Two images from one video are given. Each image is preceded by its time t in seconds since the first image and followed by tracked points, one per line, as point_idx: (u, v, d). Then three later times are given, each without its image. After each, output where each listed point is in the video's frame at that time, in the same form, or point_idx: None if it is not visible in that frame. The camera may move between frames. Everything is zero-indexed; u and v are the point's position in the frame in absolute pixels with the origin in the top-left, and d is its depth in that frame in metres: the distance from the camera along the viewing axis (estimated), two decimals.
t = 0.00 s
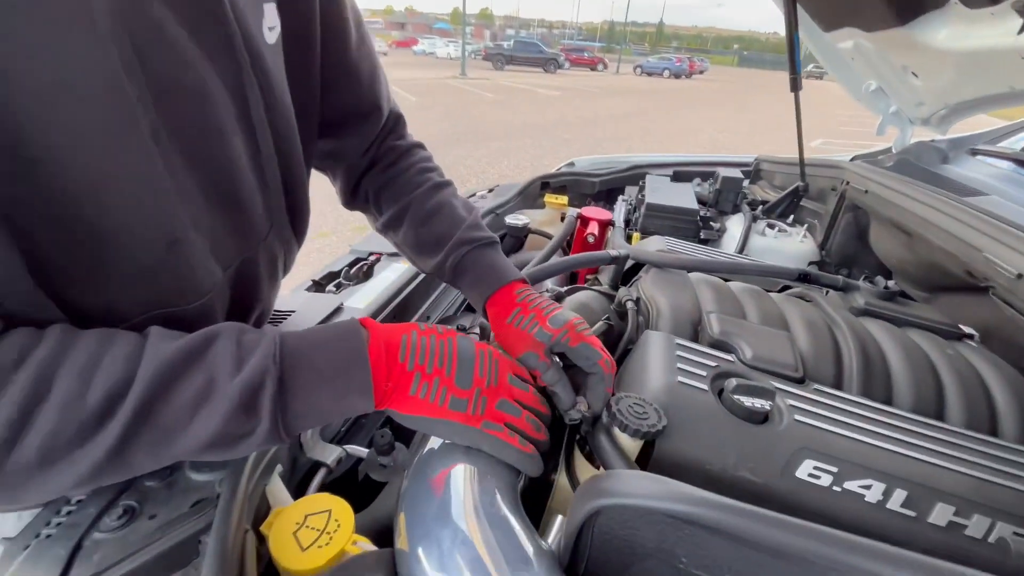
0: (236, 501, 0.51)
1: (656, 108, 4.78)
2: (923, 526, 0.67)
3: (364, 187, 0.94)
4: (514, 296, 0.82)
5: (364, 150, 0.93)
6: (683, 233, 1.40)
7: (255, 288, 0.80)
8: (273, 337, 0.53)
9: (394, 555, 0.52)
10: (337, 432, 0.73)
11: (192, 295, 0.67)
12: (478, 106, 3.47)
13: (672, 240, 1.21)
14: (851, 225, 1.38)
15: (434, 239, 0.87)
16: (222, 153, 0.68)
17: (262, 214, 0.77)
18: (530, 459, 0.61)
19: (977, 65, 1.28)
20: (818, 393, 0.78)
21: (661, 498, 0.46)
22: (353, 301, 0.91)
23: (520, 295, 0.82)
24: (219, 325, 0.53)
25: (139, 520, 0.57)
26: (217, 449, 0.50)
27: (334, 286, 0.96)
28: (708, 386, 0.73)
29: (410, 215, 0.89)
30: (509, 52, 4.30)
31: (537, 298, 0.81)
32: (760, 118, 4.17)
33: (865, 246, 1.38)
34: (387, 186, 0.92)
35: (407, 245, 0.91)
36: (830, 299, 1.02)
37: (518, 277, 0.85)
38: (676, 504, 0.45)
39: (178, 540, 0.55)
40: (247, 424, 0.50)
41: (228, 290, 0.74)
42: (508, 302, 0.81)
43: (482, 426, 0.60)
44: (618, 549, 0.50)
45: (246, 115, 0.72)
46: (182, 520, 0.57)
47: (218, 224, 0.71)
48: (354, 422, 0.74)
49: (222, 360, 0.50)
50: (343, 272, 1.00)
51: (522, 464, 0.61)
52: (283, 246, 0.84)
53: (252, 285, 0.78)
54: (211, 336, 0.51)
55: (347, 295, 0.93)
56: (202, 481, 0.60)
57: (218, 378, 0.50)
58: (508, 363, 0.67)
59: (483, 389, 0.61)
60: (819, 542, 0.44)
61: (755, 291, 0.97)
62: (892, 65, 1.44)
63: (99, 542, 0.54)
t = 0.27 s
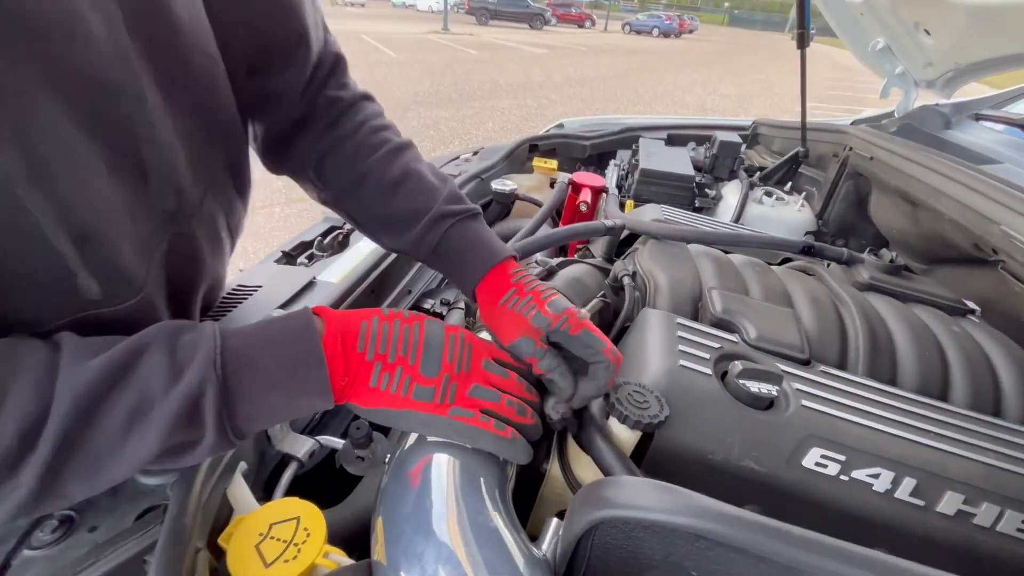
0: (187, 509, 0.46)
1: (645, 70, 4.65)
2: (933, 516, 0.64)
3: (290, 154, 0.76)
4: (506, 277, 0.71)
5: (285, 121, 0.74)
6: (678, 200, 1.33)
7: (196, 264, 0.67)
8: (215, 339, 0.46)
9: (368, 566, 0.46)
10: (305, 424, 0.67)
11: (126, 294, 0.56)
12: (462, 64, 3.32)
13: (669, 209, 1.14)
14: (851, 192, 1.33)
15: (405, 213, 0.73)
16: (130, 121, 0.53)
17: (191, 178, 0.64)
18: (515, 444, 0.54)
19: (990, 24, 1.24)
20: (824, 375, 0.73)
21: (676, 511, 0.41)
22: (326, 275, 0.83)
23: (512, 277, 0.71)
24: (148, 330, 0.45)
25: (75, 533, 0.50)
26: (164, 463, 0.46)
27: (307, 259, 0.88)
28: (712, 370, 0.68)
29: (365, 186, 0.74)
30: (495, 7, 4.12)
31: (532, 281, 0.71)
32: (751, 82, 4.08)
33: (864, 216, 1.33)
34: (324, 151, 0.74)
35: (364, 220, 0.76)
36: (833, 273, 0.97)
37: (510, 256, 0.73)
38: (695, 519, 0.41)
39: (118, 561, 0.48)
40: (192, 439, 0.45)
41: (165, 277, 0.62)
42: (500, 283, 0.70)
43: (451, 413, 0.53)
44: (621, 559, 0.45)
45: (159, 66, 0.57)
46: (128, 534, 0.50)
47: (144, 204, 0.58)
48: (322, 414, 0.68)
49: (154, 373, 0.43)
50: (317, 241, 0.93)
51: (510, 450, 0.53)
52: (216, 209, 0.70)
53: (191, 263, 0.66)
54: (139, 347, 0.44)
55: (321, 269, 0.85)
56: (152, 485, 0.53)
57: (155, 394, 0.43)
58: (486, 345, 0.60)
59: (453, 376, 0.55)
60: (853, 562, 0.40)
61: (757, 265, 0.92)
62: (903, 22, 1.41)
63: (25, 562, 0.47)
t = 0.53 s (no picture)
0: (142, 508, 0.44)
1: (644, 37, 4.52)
2: (921, 506, 0.62)
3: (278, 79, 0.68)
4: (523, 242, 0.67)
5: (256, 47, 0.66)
6: (674, 173, 1.29)
7: (131, 245, 0.58)
8: (152, 340, 0.43)
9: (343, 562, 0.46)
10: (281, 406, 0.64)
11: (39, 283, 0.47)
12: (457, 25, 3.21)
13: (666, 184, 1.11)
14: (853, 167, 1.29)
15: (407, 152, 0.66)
16: (8, 85, 0.44)
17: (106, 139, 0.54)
18: (496, 433, 0.52)
19: None
20: (819, 360, 0.70)
21: (663, 516, 0.39)
22: (305, 248, 0.80)
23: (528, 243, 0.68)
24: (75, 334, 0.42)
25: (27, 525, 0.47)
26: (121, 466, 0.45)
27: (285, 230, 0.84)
28: (704, 355, 0.65)
29: (359, 122, 0.67)
30: None
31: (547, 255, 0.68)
32: (753, 52, 3.98)
33: (864, 193, 1.30)
34: (314, 79, 0.67)
35: (364, 158, 0.69)
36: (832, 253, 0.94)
37: (524, 215, 0.68)
38: (682, 525, 0.39)
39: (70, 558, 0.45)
40: (142, 441, 0.44)
41: (94, 265, 0.54)
42: (516, 246, 0.67)
43: (430, 406, 0.51)
44: (601, 557, 0.44)
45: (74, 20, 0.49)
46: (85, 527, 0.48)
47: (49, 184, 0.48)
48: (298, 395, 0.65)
49: (87, 381, 0.42)
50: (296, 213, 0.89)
51: (489, 441, 0.52)
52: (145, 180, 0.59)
53: (127, 244, 0.57)
54: (67, 354, 0.41)
55: (299, 242, 0.81)
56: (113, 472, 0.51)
57: (89, 403, 0.42)
58: (467, 332, 0.58)
59: (431, 366, 0.52)
60: (851, 573, 0.38)
61: (755, 244, 0.89)
62: None
63: None
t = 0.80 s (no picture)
0: (148, 482, 0.46)
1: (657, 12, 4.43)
2: (900, 493, 0.64)
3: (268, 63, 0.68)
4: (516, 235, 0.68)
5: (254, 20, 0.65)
6: (679, 157, 1.29)
7: (124, 221, 0.61)
8: (158, 327, 0.45)
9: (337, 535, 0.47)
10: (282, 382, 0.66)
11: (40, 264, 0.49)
12: None
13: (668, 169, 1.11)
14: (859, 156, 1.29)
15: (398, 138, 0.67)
16: None
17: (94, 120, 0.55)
18: (487, 414, 0.55)
19: None
20: (810, 350, 0.72)
21: (644, 498, 0.41)
22: (306, 228, 0.82)
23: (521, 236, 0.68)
24: (84, 322, 0.44)
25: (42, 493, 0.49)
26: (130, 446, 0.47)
27: (288, 209, 0.87)
28: (696, 343, 0.67)
29: (349, 105, 0.67)
30: None
31: (540, 249, 0.68)
32: (767, 29, 3.90)
33: (869, 182, 1.29)
34: (302, 61, 0.67)
35: (357, 144, 0.70)
36: (832, 244, 0.95)
37: (519, 207, 0.69)
38: (662, 507, 0.40)
39: (85, 523, 0.48)
40: (150, 423, 0.46)
41: (91, 240, 0.56)
42: (508, 239, 0.67)
43: (423, 387, 0.54)
44: (586, 537, 0.46)
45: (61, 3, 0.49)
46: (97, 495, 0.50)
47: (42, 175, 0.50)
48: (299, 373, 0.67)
49: (98, 367, 0.44)
50: (299, 192, 0.92)
51: (482, 422, 0.54)
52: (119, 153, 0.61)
53: (118, 221, 0.60)
54: (75, 342, 0.43)
55: (299, 221, 0.84)
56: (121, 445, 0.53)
57: (102, 388, 0.44)
58: (465, 318, 0.60)
59: (425, 351, 0.55)
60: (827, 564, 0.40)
61: (754, 233, 0.90)
62: None
63: None
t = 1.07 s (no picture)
0: (140, 471, 0.49)
1: None
2: (872, 499, 0.66)
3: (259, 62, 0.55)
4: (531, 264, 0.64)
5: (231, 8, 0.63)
6: (680, 154, 1.29)
7: (98, 195, 0.63)
8: (148, 324, 0.47)
9: (319, 524, 0.50)
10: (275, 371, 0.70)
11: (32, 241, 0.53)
12: None
13: (666, 167, 1.11)
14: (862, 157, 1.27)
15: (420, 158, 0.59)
16: None
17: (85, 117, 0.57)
18: (466, 411, 0.57)
19: None
20: (793, 356, 0.73)
21: (607, 501, 0.43)
22: (304, 219, 0.86)
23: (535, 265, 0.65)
24: (79, 317, 0.45)
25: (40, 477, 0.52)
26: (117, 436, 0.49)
27: (285, 199, 0.91)
28: (678, 346, 0.68)
29: (364, 120, 0.57)
30: None
31: (552, 277, 0.66)
32: (785, 17, 3.82)
33: (871, 184, 1.27)
34: (303, 63, 0.55)
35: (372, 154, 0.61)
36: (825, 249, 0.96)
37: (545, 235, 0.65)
38: (624, 509, 0.43)
39: (81, 506, 0.51)
40: (138, 414, 0.48)
41: (69, 216, 0.59)
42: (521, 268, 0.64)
43: (401, 385, 0.56)
44: (553, 537, 0.48)
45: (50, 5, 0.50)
46: (93, 479, 0.53)
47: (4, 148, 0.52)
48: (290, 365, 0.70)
49: (89, 360, 0.45)
50: (297, 182, 0.95)
51: (460, 418, 0.57)
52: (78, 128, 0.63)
53: (93, 196, 0.62)
54: (68, 340, 0.45)
55: (298, 213, 0.87)
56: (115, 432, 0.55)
57: (92, 380, 0.45)
58: (446, 317, 0.62)
59: (403, 350, 0.57)
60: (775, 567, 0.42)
61: (746, 236, 0.90)
62: None
63: None
